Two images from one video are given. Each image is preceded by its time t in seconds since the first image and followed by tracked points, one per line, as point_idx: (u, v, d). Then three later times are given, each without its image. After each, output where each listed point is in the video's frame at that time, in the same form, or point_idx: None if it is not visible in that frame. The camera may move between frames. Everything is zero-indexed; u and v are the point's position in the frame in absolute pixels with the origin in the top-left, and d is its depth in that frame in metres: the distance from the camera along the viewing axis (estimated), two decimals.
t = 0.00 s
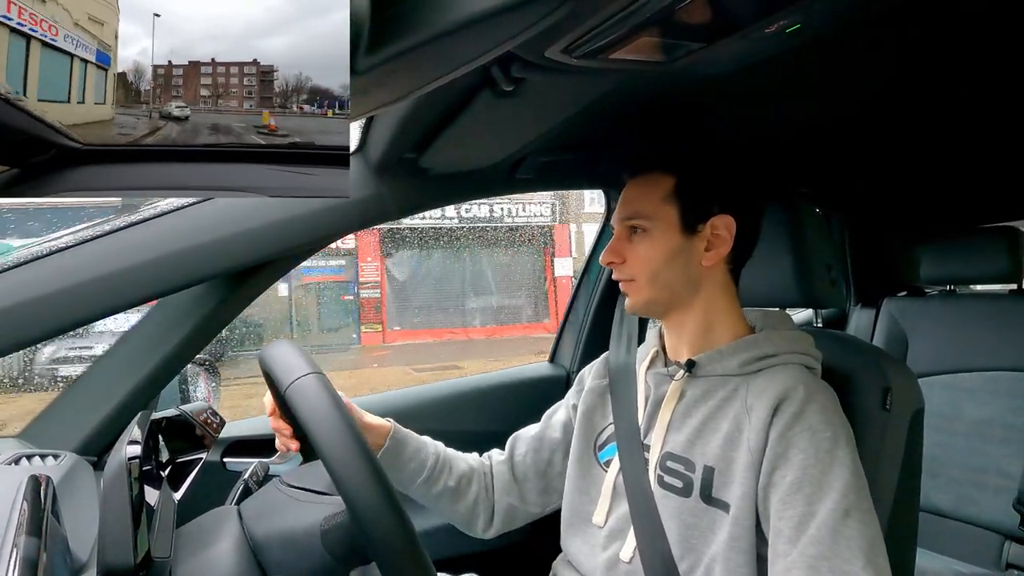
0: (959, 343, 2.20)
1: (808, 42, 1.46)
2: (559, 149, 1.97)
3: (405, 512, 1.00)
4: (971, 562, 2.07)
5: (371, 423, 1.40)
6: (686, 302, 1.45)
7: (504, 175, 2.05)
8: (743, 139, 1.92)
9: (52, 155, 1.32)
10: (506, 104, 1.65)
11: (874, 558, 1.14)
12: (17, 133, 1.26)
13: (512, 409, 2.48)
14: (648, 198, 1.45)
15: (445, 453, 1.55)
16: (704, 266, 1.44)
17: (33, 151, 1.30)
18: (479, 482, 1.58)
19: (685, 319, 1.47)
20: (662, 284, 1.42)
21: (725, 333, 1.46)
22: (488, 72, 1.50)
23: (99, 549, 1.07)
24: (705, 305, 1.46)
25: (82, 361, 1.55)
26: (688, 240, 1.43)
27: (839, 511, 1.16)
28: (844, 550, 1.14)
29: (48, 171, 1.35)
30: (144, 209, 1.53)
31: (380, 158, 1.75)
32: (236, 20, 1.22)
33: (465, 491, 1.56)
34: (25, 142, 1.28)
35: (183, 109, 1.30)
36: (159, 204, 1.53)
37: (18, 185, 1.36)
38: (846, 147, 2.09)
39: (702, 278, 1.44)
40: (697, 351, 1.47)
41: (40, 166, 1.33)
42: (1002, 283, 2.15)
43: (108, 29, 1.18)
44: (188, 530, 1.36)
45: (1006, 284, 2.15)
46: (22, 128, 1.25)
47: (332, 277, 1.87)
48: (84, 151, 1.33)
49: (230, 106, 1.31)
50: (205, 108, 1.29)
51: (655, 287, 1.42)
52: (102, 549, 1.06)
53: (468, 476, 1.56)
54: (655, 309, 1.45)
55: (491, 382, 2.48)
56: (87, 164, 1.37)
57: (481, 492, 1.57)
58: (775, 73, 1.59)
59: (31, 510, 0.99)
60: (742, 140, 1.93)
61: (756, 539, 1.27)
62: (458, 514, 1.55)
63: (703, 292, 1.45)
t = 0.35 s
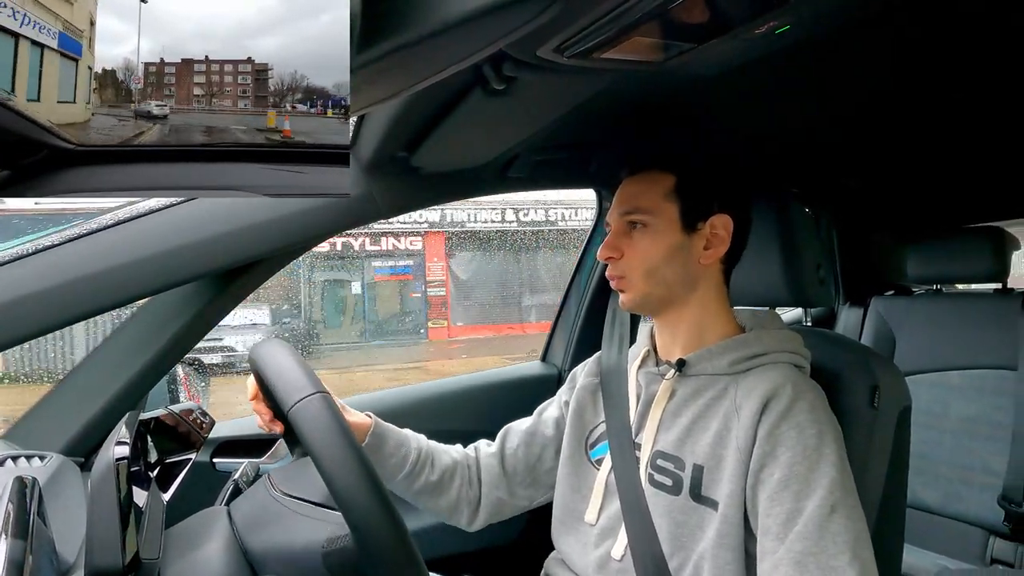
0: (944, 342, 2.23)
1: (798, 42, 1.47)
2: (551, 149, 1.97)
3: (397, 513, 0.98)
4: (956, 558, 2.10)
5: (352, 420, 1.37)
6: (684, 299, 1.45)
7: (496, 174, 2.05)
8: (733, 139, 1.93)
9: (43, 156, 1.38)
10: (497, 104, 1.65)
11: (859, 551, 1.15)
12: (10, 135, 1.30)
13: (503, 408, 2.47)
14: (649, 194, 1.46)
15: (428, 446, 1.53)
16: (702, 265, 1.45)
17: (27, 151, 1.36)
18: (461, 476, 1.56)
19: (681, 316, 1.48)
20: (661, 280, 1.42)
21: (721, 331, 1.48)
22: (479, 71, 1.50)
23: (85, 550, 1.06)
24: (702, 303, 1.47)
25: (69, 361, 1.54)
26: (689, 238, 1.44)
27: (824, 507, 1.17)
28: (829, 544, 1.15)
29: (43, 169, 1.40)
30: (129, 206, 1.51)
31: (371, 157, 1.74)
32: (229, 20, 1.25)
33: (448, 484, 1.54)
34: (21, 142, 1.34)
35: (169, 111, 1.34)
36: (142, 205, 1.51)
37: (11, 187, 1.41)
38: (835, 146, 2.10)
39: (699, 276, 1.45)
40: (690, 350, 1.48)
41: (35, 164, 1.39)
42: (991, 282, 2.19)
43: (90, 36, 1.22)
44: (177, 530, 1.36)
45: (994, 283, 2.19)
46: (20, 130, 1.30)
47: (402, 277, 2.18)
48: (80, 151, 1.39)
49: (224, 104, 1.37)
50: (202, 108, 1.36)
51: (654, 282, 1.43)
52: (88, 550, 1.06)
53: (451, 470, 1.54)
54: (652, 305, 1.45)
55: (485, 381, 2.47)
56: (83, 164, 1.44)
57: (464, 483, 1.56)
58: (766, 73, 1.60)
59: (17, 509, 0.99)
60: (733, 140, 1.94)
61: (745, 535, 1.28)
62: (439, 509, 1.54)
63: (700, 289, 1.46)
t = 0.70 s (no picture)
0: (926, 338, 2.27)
1: (785, 44, 1.47)
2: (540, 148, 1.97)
3: (386, 511, 0.96)
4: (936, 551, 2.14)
5: (343, 388, 1.36)
6: (651, 296, 1.48)
7: (486, 173, 2.04)
8: (721, 139, 1.94)
9: (37, 157, 1.27)
10: (486, 103, 1.64)
11: (836, 541, 1.16)
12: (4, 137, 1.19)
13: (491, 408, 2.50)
14: (606, 199, 1.50)
15: (417, 421, 1.51)
16: (664, 261, 1.46)
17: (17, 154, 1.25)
18: (446, 454, 1.53)
19: (654, 312, 1.50)
20: (623, 282, 1.46)
21: (695, 323, 1.48)
22: (469, 72, 1.49)
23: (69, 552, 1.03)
24: (672, 298, 1.48)
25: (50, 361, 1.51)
26: (647, 237, 1.46)
27: (803, 497, 1.18)
28: (807, 534, 1.16)
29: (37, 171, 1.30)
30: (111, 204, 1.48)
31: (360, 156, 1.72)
32: (225, 18, 1.12)
33: (432, 462, 1.51)
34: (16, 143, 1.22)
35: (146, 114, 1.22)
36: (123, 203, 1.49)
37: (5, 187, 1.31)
38: (819, 146, 2.12)
39: (663, 272, 1.47)
40: (670, 345, 1.49)
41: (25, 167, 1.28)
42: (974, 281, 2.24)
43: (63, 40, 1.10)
44: (162, 531, 1.35)
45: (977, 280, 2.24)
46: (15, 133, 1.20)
47: (455, 276, 2.24)
48: (71, 152, 1.27)
49: (219, 104, 1.23)
50: (195, 106, 1.20)
51: (616, 284, 1.46)
52: (70, 551, 1.03)
53: (439, 448, 1.52)
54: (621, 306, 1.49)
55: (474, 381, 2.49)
56: (79, 165, 1.33)
57: (449, 460, 1.53)
58: (753, 74, 1.61)
59: None
60: (720, 140, 1.95)
61: (732, 529, 1.28)
62: (421, 486, 1.50)
63: (667, 285, 1.47)
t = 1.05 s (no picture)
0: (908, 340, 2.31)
1: (774, 46, 1.48)
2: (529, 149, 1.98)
3: (378, 516, 0.93)
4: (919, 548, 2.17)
5: (339, 390, 1.35)
6: (638, 297, 1.49)
7: (476, 173, 2.04)
8: (709, 140, 1.96)
9: (30, 159, 1.22)
10: (476, 102, 1.64)
11: (819, 532, 1.17)
12: None
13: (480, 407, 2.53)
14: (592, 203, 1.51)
15: (413, 422, 1.50)
16: (648, 262, 1.47)
17: (9, 155, 1.19)
18: (443, 454, 1.53)
19: (641, 313, 1.51)
20: (609, 284, 1.47)
21: (682, 322, 1.49)
22: (460, 71, 1.48)
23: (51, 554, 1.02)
24: (658, 298, 1.49)
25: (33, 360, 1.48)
26: (631, 238, 1.47)
27: (786, 489, 1.19)
28: (790, 526, 1.16)
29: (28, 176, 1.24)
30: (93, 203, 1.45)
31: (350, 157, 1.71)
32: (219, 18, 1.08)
33: (429, 463, 1.50)
34: (6, 145, 1.17)
35: (137, 115, 1.16)
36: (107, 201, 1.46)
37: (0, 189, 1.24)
38: (805, 148, 2.13)
39: (649, 273, 1.48)
40: (659, 345, 1.50)
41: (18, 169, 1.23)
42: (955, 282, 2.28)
43: (36, 30, 0.99)
44: (148, 532, 1.33)
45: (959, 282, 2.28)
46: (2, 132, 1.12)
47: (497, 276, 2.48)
48: (66, 152, 1.22)
49: (217, 104, 1.14)
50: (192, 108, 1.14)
51: (603, 286, 1.48)
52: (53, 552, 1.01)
53: (435, 449, 1.51)
54: (609, 307, 1.51)
55: (465, 379, 2.55)
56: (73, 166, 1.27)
57: (446, 459, 1.53)
58: (742, 76, 1.62)
59: None
60: (709, 142, 1.97)
61: (718, 524, 1.29)
62: (418, 489, 1.50)
63: (653, 286, 1.48)
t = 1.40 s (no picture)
0: (893, 341, 2.35)
1: (764, 49, 1.49)
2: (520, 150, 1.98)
3: (367, 519, 0.92)
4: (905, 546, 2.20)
5: (330, 387, 1.34)
6: (634, 299, 1.49)
7: (467, 172, 2.04)
8: (699, 141, 1.97)
9: (30, 158, 1.23)
10: (468, 101, 1.63)
11: (810, 536, 1.18)
12: None
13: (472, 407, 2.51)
14: (594, 202, 1.51)
15: (403, 420, 1.50)
16: (648, 266, 1.48)
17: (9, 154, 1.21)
18: (433, 452, 1.53)
19: (637, 315, 1.52)
20: (606, 285, 1.47)
21: (675, 327, 1.49)
22: (452, 70, 1.48)
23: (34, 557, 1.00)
24: (655, 301, 1.50)
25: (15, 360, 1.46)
26: (632, 241, 1.47)
27: (779, 494, 1.20)
28: (782, 530, 1.17)
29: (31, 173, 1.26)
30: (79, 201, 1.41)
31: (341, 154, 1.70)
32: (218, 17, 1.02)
33: (418, 462, 1.50)
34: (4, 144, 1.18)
35: (132, 117, 1.08)
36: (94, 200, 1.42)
37: None
38: (793, 150, 2.15)
39: (647, 277, 1.48)
40: (652, 348, 1.51)
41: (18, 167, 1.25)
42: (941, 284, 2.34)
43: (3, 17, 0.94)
44: (132, 534, 1.31)
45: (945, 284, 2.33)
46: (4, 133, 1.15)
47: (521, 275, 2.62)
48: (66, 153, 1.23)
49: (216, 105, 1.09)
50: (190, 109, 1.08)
51: (600, 287, 1.48)
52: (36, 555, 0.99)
53: (425, 448, 1.51)
54: (604, 308, 1.50)
55: (456, 381, 2.51)
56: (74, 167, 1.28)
57: (436, 459, 1.53)
58: (732, 78, 1.62)
59: None
60: (698, 143, 1.98)
61: (708, 526, 1.30)
62: (408, 487, 1.49)
63: (650, 291, 1.49)
